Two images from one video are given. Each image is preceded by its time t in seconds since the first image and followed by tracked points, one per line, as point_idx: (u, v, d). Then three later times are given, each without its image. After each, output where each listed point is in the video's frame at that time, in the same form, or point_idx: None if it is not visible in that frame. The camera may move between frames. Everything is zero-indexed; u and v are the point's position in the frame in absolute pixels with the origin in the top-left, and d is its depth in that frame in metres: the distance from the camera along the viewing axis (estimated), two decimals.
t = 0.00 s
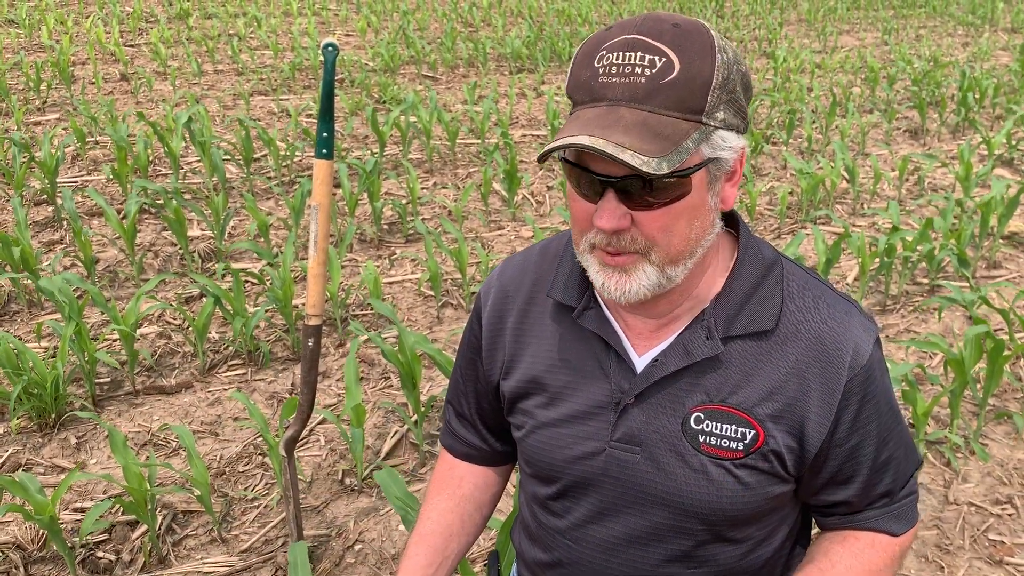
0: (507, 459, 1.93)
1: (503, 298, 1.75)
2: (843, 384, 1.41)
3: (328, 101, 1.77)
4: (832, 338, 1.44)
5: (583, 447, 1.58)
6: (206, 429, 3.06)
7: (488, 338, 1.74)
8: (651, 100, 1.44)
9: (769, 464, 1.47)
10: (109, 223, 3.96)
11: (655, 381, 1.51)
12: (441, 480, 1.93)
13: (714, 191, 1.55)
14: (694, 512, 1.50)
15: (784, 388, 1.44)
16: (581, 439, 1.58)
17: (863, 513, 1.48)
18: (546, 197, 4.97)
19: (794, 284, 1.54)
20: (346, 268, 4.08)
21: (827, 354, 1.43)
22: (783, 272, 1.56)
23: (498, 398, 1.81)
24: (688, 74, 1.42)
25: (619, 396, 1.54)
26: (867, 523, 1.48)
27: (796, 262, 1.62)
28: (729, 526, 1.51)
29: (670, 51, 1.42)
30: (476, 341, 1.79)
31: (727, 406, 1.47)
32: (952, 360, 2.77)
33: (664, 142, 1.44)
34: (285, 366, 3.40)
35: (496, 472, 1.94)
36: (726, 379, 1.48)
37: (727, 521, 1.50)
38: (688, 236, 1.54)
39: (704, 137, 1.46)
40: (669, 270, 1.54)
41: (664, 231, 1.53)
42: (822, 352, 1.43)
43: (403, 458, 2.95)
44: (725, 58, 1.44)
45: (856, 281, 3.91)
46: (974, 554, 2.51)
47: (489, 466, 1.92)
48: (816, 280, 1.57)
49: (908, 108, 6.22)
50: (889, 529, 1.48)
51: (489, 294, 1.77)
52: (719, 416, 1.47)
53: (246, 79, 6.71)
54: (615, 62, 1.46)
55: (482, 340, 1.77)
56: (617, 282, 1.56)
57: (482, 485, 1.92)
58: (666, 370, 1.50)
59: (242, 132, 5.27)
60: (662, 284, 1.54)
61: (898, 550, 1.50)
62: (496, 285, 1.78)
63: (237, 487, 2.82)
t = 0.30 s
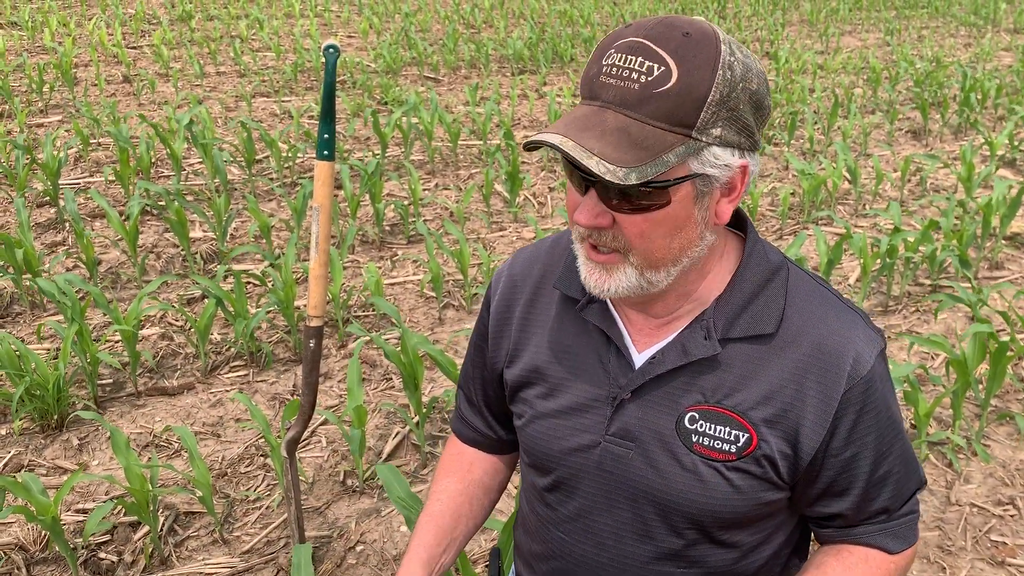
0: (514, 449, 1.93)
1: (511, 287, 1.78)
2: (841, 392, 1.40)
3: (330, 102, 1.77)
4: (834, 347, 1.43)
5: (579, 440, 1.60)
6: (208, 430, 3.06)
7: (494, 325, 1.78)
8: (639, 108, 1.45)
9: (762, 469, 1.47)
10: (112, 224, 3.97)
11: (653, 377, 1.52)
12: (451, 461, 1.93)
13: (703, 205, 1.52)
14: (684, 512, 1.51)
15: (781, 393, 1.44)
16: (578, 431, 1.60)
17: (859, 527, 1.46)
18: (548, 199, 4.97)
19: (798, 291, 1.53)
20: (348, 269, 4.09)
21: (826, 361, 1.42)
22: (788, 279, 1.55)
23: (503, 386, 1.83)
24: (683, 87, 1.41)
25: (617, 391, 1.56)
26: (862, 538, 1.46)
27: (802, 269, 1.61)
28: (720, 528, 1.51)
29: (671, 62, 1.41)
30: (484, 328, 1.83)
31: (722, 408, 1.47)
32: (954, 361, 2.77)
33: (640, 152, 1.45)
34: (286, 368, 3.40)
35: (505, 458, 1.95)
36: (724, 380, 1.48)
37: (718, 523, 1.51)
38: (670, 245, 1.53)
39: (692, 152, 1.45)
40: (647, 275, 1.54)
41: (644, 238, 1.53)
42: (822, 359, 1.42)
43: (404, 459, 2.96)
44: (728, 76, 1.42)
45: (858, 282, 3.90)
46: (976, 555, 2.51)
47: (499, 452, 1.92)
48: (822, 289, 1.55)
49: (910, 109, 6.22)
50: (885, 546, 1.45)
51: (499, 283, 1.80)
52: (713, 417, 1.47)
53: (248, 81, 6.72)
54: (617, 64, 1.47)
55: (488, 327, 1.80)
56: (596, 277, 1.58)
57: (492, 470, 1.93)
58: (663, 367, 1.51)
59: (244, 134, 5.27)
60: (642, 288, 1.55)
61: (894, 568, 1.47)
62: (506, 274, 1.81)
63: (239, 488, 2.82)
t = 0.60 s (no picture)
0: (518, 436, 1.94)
1: (522, 278, 1.81)
2: (842, 401, 1.39)
3: (331, 104, 1.78)
4: (837, 356, 1.42)
5: (578, 432, 1.62)
6: (210, 432, 3.07)
7: (505, 315, 1.80)
8: (637, 101, 1.46)
9: (756, 473, 1.46)
10: (114, 227, 3.97)
11: (653, 374, 1.53)
12: (456, 438, 1.95)
13: (698, 206, 1.52)
14: (676, 509, 1.52)
15: (780, 396, 1.44)
16: (579, 424, 1.62)
17: (858, 541, 1.43)
18: (549, 200, 4.97)
19: (805, 297, 1.52)
20: (350, 271, 4.09)
21: (829, 368, 1.41)
22: (796, 284, 1.54)
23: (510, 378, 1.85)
24: (683, 85, 1.42)
25: (617, 385, 1.57)
26: (860, 553, 1.43)
27: (812, 276, 1.60)
28: (713, 529, 1.52)
29: (675, 59, 1.42)
30: (496, 317, 1.86)
31: (720, 409, 1.48)
32: (956, 362, 2.76)
33: (631, 143, 1.46)
34: (289, 369, 3.41)
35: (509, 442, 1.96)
36: (723, 381, 1.49)
37: (711, 524, 1.51)
38: (662, 243, 1.54)
39: (686, 150, 1.46)
40: (638, 271, 1.56)
41: (636, 232, 1.55)
42: (824, 366, 1.42)
43: (406, 460, 2.96)
44: (730, 78, 1.42)
45: (859, 283, 3.90)
46: (978, 556, 2.51)
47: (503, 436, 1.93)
48: (831, 296, 1.54)
49: (911, 110, 6.22)
50: (886, 562, 1.42)
51: (512, 273, 1.84)
52: (710, 417, 1.48)
53: (250, 83, 6.73)
54: (625, 57, 1.49)
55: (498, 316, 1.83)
56: (592, 267, 1.62)
57: (495, 452, 1.94)
58: (663, 364, 1.52)
59: (246, 136, 5.29)
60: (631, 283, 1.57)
61: None
62: (519, 265, 1.84)
63: (241, 489, 2.83)
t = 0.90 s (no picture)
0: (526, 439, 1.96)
1: (527, 279, 1.81)
2: (846, 403, 1.39)
3: (331, 107, 1.79)
4: (842, 358, 1.43)
5: (582, 433, 1.62)
6: (211, 434, 3.07)
7: (509, 314, 1.81)
8: (629, 98, 1.49)
9: (759, 473, 1.47)
10: (114, 230, 3.98)
11: (657, 374, 1.54)
12: (466, 443, 1.96)
13: (685, 207, 1.54)
14: (680, 510, 1.53)
15: (784, 398, 1.44)
16: (583, 424, 1.62)
17: (861, 542, 1.44)
18: (549, 202, 4.98)
19: (809, 299, 1.52)
20: (350, 273, 4.10)
21: (833, 371, 1.42)
22: (801, 285, 1.54)
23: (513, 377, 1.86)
24: (675, 85, 1.44)
25: (621, 385, 1.58)
26: (862, 553, 1.44)
27: (816, 278, 1.60)
28: (715, 529, 1.52)
29: (670, 60, 1.44)
30: (501, 316, 1.87)
31: (723, 409, 1.48)
32: (955, 362, 2.77)
33: (616, 139, 1.50)
34: (289, 372, 3.41)
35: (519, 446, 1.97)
36: (727, 382, 1.49)
37: (715, 525, 1.51)
38: (647, 241, 1.56)
39: (673, 151, 1.48)
40: (622, 264, 1.59)
41: (621, 226, 1.58)
42: (829, 368, 1.42)
43: (407, 462, 2.96)
44: (723, 82, 1.42)
45: (859, 284, 3.91)
46: (979, 556, 2.51)
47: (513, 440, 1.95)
48: (835, 299, 1.54)
49: (910, 112, 6.23)
50: (887, 562, 1.43)
51: (517, 272, 1.84)
52: (713, 418, 1.49)
53: (249, 86, 6.74)
54: (627, 55, 1.52)
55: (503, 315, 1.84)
56: (582, 256, 1.66)
57: (506, 456, 1.96)
58: (666, 365, 1.52)
59: (246, 139, 5.29)
60: (611, 275, 1.61)
61: None
62: (524, 264, 1.84)
63: (242, 492, 2.83)
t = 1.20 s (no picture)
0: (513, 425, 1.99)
1: (534, 274, 1.82)
2: (844, 408, 1.38)
3: (328, 109, 1.78)
4: (842, 363, 1.42)
5: (577, 429, 1.62)
6: (209, 437, 3.06)
7: (514, 307, 1.82)
8: (630, 79, 1.52)
9: (752, 476, 1.46)
10: (111, 233, 3.97)
11: (653, 371, 1.54)
12: (453, 419, 1.99)
13: (681, 193, 1.55)
14: (672, 510, 1.52)
15: (781, 400, 1.44)
16: (579, 419, 1.62)
17: (872, 553, 1.41)
18: (547, 204, 4.98)
19: (810, 303, 1.52)
20: (348, 275, 4.09)
21: (833, 377, 1.41)
22: (802, 288, 1.54)
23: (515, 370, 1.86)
24: (675, 68, 1.46)
25: (618, 381, 1.58)
26: (876, 564, 1.41)
27: (819, 283, 1.59)
28: (707, 531, 1.51)
29: (671, 44, 1.47)
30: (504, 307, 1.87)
31: (717, 409, 1.48)
32: (953, 362, 2.77)
33: (613, 115, 1.53)
34: (287, 374, 3.40)
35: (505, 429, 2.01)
36: (723, 381, 1.49)
37: (706, 526, 1.50)
38: (646, 226, 1.58)
39: (670, 132, 1.50)
40: (620, 250, 1.59)
41: (620, 211, 1.60)
42: (828, 372, 1.42)
43: (405, 465, 2.95)
44: (721, 67, 1.44)
45: (857, 284, 3.91)
46: (978, 557, 2.51)
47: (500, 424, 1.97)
48: (837, 304, 1.53)
49: (907, 112, 6.24)
50: (904, 570, 1.40)
51: (525, 265, 1.85)
52: (709, 418, 1.48)
53: (246, 89, 6.73)
54: (636, 41, 1.56)
55: (507, 309, 1.84)
56: (583, 243, 1.67)
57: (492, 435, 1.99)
58: (663, 362, 1.52)
59: (243, 141, 5.29)
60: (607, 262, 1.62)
61: None
62: (533, 258, 1.85)
63: (240, 495, 2.82)
